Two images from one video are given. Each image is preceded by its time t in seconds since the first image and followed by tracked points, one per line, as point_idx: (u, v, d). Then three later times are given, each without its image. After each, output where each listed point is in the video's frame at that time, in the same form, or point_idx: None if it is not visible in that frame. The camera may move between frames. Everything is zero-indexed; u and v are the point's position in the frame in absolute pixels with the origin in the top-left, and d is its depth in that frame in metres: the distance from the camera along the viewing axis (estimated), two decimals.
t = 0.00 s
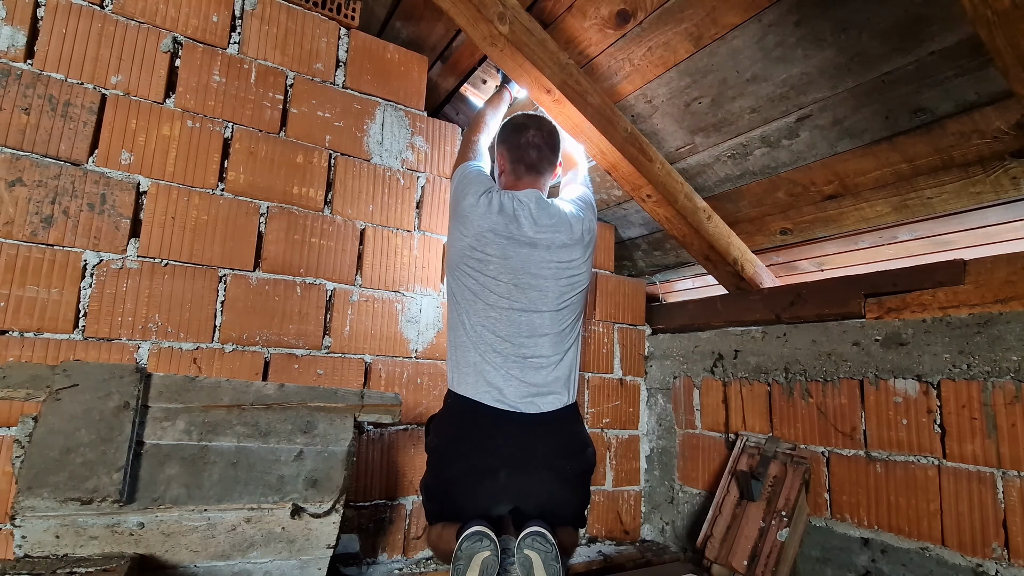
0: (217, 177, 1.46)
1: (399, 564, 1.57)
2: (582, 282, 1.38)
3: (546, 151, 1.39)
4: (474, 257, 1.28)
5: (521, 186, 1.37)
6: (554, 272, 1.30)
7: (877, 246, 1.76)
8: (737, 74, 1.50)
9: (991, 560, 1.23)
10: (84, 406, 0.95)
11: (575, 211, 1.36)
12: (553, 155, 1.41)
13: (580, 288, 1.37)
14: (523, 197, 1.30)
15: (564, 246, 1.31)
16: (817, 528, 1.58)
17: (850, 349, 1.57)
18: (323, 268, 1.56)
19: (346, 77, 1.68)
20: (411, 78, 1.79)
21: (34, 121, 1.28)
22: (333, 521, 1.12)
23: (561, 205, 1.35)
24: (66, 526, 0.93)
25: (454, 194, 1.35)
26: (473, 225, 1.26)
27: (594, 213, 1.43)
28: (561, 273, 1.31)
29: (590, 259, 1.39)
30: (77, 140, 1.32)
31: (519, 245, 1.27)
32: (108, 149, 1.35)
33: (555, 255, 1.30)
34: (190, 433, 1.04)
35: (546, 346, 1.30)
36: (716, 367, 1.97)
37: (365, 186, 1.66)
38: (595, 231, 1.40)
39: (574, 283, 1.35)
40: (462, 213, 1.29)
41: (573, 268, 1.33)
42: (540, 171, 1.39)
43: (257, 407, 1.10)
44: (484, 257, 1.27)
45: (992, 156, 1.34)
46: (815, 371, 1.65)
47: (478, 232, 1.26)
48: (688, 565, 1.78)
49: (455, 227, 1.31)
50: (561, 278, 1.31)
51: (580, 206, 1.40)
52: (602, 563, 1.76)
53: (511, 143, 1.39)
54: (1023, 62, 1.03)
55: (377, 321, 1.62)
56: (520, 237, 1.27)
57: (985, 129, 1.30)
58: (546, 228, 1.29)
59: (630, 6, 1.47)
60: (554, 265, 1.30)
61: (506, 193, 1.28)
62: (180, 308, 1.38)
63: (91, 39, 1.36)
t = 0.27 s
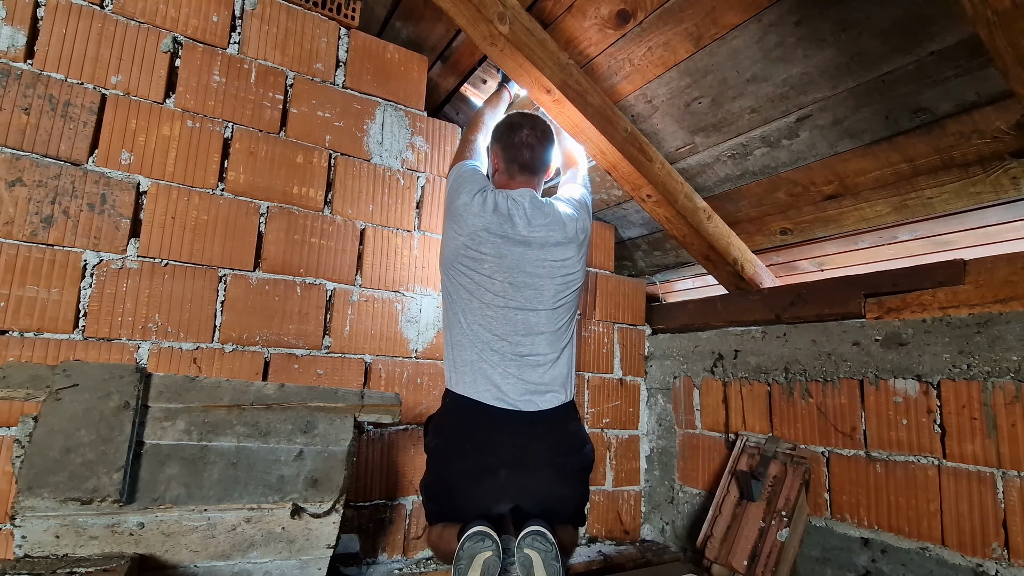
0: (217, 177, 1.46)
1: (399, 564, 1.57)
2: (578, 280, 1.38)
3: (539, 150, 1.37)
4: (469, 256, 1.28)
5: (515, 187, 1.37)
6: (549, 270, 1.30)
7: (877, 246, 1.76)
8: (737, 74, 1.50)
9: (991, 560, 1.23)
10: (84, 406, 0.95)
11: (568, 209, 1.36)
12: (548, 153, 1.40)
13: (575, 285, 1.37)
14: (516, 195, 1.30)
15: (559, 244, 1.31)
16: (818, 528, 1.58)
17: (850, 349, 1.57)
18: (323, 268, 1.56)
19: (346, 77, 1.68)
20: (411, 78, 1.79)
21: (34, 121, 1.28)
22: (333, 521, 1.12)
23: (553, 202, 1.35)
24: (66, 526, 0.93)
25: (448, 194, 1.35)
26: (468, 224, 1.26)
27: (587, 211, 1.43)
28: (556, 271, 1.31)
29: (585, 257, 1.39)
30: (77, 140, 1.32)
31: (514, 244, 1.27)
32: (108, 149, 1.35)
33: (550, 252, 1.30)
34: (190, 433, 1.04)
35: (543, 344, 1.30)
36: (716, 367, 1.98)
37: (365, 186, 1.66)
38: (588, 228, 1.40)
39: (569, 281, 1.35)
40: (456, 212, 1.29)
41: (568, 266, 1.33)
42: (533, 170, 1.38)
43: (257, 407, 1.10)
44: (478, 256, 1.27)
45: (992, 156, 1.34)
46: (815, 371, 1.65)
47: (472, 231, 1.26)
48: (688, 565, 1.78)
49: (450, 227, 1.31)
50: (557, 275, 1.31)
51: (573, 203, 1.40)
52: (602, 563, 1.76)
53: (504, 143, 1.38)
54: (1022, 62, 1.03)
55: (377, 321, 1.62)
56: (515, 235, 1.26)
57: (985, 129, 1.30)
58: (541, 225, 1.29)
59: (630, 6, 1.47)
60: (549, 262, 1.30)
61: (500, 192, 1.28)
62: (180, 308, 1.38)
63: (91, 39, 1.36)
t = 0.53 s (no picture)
0: (217, 177, 1.46)
1: (399, 564, 1.57)
2: (576, 275, 1.38)
3: (532, 148, 1.37)
4: (467, 254, 1.27)
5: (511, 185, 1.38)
6: (548, 266, 1.30)
7: (877, 246, 1.76)
8: (737, 74, 1.50)
9: (991, 560, 1.23)
10: (84, 406, 0.95)
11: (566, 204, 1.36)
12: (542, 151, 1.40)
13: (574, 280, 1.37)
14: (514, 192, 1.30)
15: (557, 241, 1.31)
16: (818, 528, 1.58)
17: (850, 349, 1.57)
18: (323, 267, 1.56)
19: (346, 78, 1.68)
20: (411, 78, 1.79)
21: (34, 121, 1.28)
22: (333, 521, 1.12)
23: (549, 199, 1.36)
24: (66, 525, 0.93)
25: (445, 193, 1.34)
26: (466, 223, 1.26)
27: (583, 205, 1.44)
28: (555, 267, 1.31)
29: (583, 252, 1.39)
30: (77, 140, 1.32)
31: (512, 242, 1.27)
32: (108, 149, 1.35)
33: (548, 249, 1.30)
34: (190, 433, 1.04)
35: (544, 341, 1.30)
36: (716, 367, 1.97)
37: (365, 186, 1.66)
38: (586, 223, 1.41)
39: (567, 277, 1.35)
40: (453, 211, 1.28)
41: (566, 261, 1.34)
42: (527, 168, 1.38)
43: (257, 407, 1.10)
44: (477, 254, 1.27)
45: (992, 156, 1.34)
46: (815, 371, 1.65)
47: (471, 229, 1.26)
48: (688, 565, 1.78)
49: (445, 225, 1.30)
50: (556, 272, 1.31)
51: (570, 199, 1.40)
52: (602, 563, 1.76)
53: (496, 142, 1.37)
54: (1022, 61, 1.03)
55: (377, 321, 1.62)
56: (513, 233, 1.27)
57: (985, 129, 1.30)
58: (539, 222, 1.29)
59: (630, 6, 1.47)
60: (548, 259, 1.30)
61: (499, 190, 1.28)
62: (180, 308, 1.38)
63: (91, 39, 1.36)
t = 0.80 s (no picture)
0: (217, 177, 1.46)
1: (399, 564, 1.57)
2: (583, 281, 1.36)
3: (534, 146, 1.35)
4: (471, 258, 1.27)
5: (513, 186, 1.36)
6: (552, 271, 1.29)
7: (877, 246, 1.76)
8: (737, 74, 1.50)
9: (991, 560, 1.23)
10: (84, 406, 0.95)
11: (572, 206, 1.34)
12: (546, 148, 1.37)
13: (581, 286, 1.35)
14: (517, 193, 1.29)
15: (562, 245, 1.30)
16: (817, 528, 1.58)
17: (850, 349, 1.57)
18: (323, 267, 1.56)
19: (346, 78, 1.68)
20: (411, 78, 1.79)
21: (34, 121, 1.28)
22: (333, 521, 1.12)
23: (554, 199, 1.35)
24: (66, 525, 0.93)
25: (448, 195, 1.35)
26: (470, 226, 1.26)
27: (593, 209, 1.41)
28: (560, 272, 1.30)
29: (590, 257, 1.37)
30: (77, 140, 1.32)
31: (516, 245, 1.26)
32: (108, 149, 1.35)
33: (553, 252, 1.29)
34: (190, 433, 1.04)
35: (548, 346, 1.29)
36: (716, 367, 1.97)
37: (365, 186, 1.66)
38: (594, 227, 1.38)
39: (573, 282, 1.33)
40: (457, 214, 1.29)
41: (572, 266, 1.32)
42: (530, 167, 1.37)
43: (257, 407, 1.10)
44: (480, 258, 1.26)
45: (992, 156, 1.34)
46: (815, 371, 1.65)
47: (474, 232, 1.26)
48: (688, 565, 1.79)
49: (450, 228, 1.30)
50: (561, 276, 1.29)
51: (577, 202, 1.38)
52: (602, 563, 1.77)
53: (500, 143, 1.38)
54: (1022, 62, 1.03)
55: (377, 321, 1.62)
56: (517, 235, 1.26)
57: (985, 129, 1.30)
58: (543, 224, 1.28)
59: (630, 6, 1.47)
60: (553, 262, 1.29)
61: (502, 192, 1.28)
62: (180, 308, 1.38)
63: (91, 40, 1.36)
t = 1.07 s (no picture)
0: (217, 177, 1.46)
1: (399, 564, 1.58)
2: (579, 289, 1.33)
3: (527, 146, 1.34)
4: (465, 263, 1.26)
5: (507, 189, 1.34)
6: (548, 277, 1.27)
7: (877, 246, 1.76)
8: (737, 74, 1.50)
9: (991, 560, 1.23)
10: (84, 406, 0.95)
11: (569, 211, 1.32)
12: (539, 146, 1.35)
13: (578, 295, 1.32)
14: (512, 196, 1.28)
15: (558, 251, 1.28)
16: (817, 528, 1.58)
17: (849, 349, 1.57)
18: (322, 267, 1.56)
19: (346, 78, 1.68)
20: (411, 78, 1.79)
21: (34, 121, 1.28)
22: (333, 521, 1.12)
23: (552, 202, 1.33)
24: (66, 525, 0.93)
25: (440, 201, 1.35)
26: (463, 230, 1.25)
27: (592, 215, 1.38)
28: (556, 279, 1.28)
29: (587, 264, 1.35)
30: (77, 140, 1.32)
31: (511, 251, 1.24)
32: (108, 149, 1.35)
33: (549, 258, 1.27)
34: (190, 433, 1.04)
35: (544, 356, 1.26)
36: (716, 367, 1.97)
37: (365, 186, 1.66)
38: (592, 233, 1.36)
39: (570, 290, 1.30)
40: (451, 219, 1.28)
41: (568, 273, 1.30)
42: (524, 168, 1.35)
43: (257, 407, 1.10)
44: (473, 263, 1.25)
45: (992, 156, 1.34)
46: (815, 371, 1.65)
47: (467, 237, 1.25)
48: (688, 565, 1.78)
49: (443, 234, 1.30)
50: (556, 283, 1.27)
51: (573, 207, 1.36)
52: (601, 562, 1.77)
53: (493, 142, 1.36)
54: (1022, 62, 1.03)
55: (377, 321, 1.62)
56: (511, 240, 1.24)
57: (985, 129, 1.30)
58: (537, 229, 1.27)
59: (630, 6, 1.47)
60: (548, 269, 1.27)
61: (496, 195, 1.27)
62: (181, 308, 1.38)
63: (91, 40, 1.36)
